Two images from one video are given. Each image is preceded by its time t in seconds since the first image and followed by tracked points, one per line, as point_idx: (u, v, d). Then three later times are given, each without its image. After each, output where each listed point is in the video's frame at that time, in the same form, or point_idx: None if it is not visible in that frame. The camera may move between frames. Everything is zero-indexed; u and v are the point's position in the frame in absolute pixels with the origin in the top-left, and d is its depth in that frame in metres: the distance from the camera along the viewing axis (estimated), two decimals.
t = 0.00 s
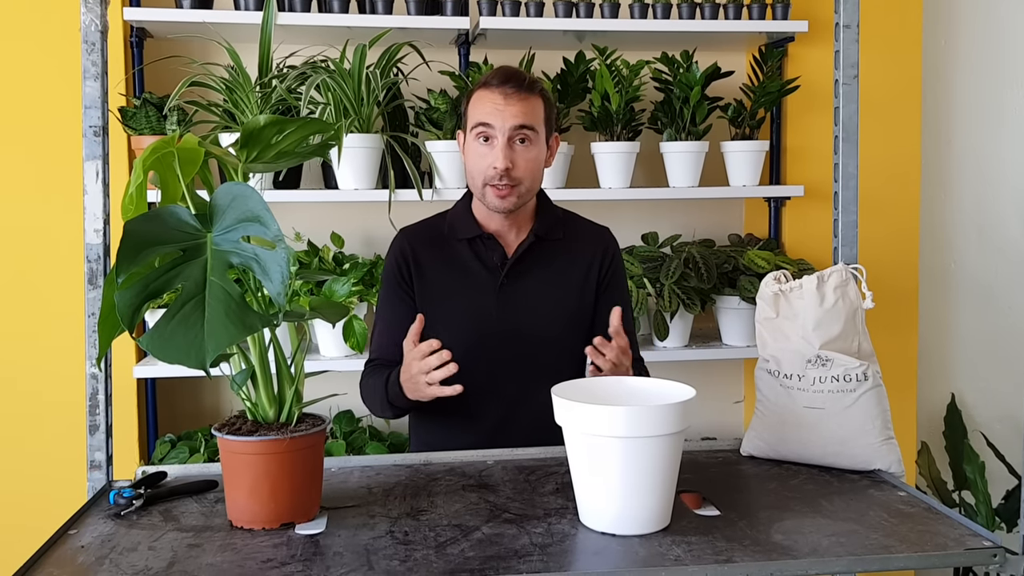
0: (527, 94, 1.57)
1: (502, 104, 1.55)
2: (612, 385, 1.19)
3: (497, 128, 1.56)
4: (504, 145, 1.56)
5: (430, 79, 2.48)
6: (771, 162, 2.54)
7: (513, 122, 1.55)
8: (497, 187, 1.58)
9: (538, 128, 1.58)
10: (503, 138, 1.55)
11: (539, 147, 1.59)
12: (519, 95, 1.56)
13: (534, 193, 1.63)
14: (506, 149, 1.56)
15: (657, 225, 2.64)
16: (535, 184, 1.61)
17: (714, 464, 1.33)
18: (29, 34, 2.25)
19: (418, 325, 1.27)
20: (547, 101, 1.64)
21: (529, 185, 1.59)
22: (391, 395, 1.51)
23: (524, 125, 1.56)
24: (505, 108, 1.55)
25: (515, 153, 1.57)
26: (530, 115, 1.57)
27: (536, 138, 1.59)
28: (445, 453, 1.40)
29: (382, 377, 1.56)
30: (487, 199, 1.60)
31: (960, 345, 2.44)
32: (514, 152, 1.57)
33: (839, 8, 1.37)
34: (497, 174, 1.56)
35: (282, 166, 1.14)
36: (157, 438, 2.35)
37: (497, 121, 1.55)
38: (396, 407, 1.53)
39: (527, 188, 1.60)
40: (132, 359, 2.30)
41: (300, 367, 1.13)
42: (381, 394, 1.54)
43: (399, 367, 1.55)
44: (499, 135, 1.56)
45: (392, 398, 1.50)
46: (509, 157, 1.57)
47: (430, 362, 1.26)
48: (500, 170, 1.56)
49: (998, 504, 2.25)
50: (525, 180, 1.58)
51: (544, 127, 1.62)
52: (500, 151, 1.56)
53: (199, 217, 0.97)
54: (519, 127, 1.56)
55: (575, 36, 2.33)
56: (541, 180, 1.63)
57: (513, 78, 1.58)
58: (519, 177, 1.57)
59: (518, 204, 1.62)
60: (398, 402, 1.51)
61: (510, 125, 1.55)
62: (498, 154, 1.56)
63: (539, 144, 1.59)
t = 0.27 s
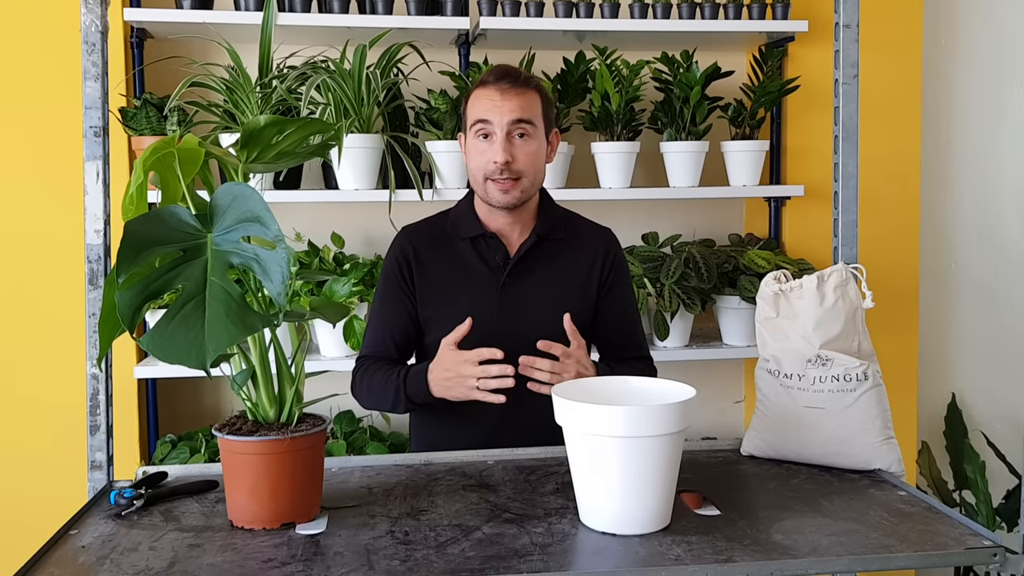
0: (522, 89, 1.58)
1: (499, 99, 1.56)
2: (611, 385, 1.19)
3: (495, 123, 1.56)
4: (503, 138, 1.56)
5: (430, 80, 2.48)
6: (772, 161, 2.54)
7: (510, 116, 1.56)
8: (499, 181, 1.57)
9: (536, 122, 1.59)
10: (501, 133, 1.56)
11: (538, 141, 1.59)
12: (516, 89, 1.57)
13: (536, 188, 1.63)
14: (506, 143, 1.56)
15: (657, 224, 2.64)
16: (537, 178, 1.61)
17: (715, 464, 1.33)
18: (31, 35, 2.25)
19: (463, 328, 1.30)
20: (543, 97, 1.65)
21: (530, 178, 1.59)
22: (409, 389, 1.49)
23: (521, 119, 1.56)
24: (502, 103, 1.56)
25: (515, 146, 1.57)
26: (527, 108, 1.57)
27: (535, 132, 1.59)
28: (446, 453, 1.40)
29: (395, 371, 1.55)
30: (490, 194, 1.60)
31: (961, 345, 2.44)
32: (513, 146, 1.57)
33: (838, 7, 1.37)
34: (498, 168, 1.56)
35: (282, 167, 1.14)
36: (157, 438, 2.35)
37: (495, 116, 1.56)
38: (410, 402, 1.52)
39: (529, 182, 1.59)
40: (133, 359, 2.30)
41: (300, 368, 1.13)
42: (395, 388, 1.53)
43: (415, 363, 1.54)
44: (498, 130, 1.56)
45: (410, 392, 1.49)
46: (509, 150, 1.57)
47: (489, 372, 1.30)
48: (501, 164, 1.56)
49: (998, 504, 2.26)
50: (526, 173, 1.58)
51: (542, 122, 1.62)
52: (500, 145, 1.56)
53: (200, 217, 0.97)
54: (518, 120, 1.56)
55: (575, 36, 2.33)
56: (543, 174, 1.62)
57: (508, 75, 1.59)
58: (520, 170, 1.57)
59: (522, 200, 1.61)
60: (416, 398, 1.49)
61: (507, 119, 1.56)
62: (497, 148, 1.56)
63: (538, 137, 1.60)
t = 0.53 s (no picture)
0: (515, 81, 1.58)
1: (491, 91, 1.56)
2: (611, 384, 1.19)
3: (487, 113, 1.56)
4: (495, 128, 1.56)
5: (430, 80, 2.48)
6: (772, 161, 2.54)
7: (502, 106, 1.56)
8: (492, 172, 1.58)
9: (529, 113, 1.59)
10: (494, 123, 1.56)
11: (532, 131, 1.59)
12: (507, 82, 1.58)
13: (531, 179, 1.63)
14: (499, 132, 1.56)
15: (657, 224, 2.64)
16: (531, 170, 1.61)
17: (715, 463, 1.34)
18: (31, 35, 2.25)
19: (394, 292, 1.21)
20: (538, 93, 1.66)
21: (524, 170, 1.59)
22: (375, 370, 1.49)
23: (514, 110, 1.56)
24: (494, 94, 1.56)
25: (508, 136, 1.57)
26: (519, 99, 1.57)
27: (529, 122, 1.59)
28: (446, 453, 1.40)
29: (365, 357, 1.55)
30: (484, 185, 1.60)
31: (961, 344, 2.44)
32: (507, 137, 1.57)
33: (838, 7, 1.37)
34: (491, 157, 1.57)
35: (282, 167, 1.14)
36: (158, 438, 2.35)
37: (488, 107, 1.56)
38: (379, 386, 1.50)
39: (523, 172, 1.59)
40: (134, 360, 2.30)
41: (301, 368, 1.13)
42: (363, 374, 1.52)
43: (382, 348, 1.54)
44: (490, 121, 1.56)
45: (376, 374, 1.49)
46: (502, 140, 1.57)
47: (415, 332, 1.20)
48: (493, 152, 1.56)
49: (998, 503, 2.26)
50: (520, 164, 1.58)
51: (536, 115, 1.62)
52: (492, 135, 1.56)
53: (200, 217, 0.97)
54: (509, 111, 1.56)
55: (575, 36, 2.33)
56: (537, 165, 1.62)
57: (502, 70, 1.61)
58: (512, 159, 1.57)
59: (517, 191, 1.61)
60: (382, 378, 1.48)
61: (500, 109, 1.56)
62: (489, 138, 1.56)
63: (532, 127, 1.59)
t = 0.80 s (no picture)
0: (520, 87, 1.58)
1: (496, 96, 1.56)
2: (610, 385, 1.19)
3: (491, 119, 1.56)
4: (498, 135, 1.56)
5: (429, 80, 2.48)
6: (771, 161, 2.54)
7: (506, 112, 1.56)
8: (494, 178, 1.58)
9: (533, 120, 1.58)
10: (496, 128, 1.56)
11: (535, 138, 1.59)
12: (513, 87, 1.57)
13: (533, 184, 1.63)
14: (501, 139, 1.56)
15: (657, 225, 2.65)
16: (532, 176, 1.61)
17: (714, 464, 1.34)
18: (31, 37, 2.25)
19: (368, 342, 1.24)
20: (542, 96, 1.65)
21: (525, 176, 1.60)
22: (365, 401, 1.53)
23: (517, 116, 1.56)
24: (498, 100, 1.56)
25: (510, 143, 1.57)
26: (524, 105, 1.57)
27: (533, 129, 1.59)
28: (445, 453, 1.40)
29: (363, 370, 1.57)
30: (485, 191, 1.60)
31: (960, 344, 2.44)
32: (508, 143, 1.57)
33: (837, 8, 1.37)
34: (493, 164, 1.57)
35: (282, 168, 1.14)
36: (157, 439, 2.35)
37: (491, 113, 1.56)
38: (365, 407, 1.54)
39: (525, 178, 1.60)
40: (133, 360, 2.30)
41: (300, 368, 1.13)
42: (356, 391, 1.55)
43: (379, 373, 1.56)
44: (493, 127, 1.56)
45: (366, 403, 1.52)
46: (503, 146, 1.57)
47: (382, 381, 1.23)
48: (495, 159, 1.56)
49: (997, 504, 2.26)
50: (522, 170, 1.58)
51: (540, 120, 1.62)
52: (495, 142, 1.56)
53: (200, 218, 0.98)
54: (513, 118, 1.56)
55: (574, 37, 2.33)
56: (540, 171, 1.62)
57: (507, 73, 1.59)
58: (515, 166, 1.58)
59: (517, 197, 1.62)
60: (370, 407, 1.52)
61: (503, 115, 1.56)
62: (492, 144, 1.57)
63: (536, 134, 1.59)
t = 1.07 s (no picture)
0: (521, 91, 1.58)
1: (496, 100, 1.56)
2: (609, 385, 1.19)
3: (492, 124, 1.56)
4: (500, 140, 1.56)
5: (428, 81, 2.48)
6: (770, 162, 2.54)
7: (507, 117, 1.56)
8: (495, 184, 1.58)
9: (534, 125, 1.59)
10: (498, 134, 1.56)
11: (535, 143, 1.60)
12: (513, 90, 1.57)
13: (533, 188, 1.64)
14: (502, 144, 1.56)
15: (656, 225, 2.65)
16: (533, 182, 1.62)
17: (713, 464, 1.34)
18: (30, 38, 2.25)
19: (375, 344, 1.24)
20: (542, 100, 1.65)
21: (526, 182, 1.60)
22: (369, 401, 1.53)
23: (519, 121, 1.56)
24: (500, 104, 1.56)
25: (512, 148, 1.57)
26: (525, 110, 1.57)
27: (533, 134, 1.59)
28: (444, 454, 1.41)
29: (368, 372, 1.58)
30: (485, 196, 1.60)
31: (959, 344, 2.44)
32: (509, 148, 1.57)
33: (835, 9, 1.37)
34: (494, 170, 1.57)
35: (280, 168, 1.14)
36: (156, 439, 2.35)
37: (493, 118, 1.56)
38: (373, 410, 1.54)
39: (526, 183, 1.60)
40: (132, 361, 2.30)
41: (300, 369, 1.13)
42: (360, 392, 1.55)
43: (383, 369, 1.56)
44: (494, 131, 1.56)
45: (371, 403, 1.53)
46: (505, 151, 1.57)
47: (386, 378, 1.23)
48: (497, 165, 1.56)
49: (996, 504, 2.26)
50: (522, 176, 1.59)
51: (540, 124, 1.62)
52: (496, 147, 1.56)
53: (199, 219, 0.97)
54: (515, 122, 1.56)
55: (573, 37, 2.33)
56: (541, 174, 1.63)
57: (506, 77, 1.59)
58: (516, 171, 1.58)
59: (518, 202, 1.62)
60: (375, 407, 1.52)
61: (505, 121, 1.56)
62: (493, 150, 1.57)
63: (536, 139, 1.60)
